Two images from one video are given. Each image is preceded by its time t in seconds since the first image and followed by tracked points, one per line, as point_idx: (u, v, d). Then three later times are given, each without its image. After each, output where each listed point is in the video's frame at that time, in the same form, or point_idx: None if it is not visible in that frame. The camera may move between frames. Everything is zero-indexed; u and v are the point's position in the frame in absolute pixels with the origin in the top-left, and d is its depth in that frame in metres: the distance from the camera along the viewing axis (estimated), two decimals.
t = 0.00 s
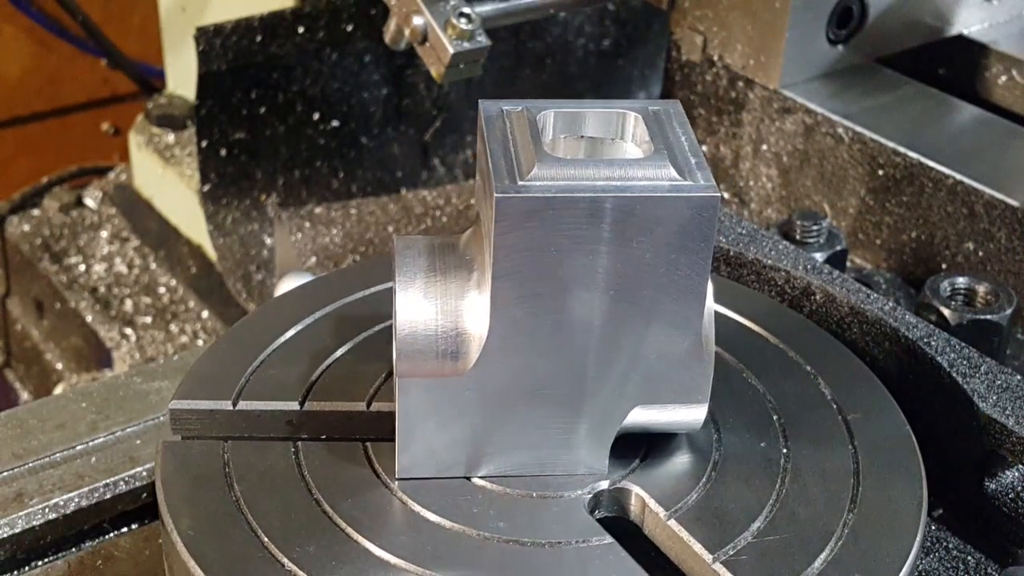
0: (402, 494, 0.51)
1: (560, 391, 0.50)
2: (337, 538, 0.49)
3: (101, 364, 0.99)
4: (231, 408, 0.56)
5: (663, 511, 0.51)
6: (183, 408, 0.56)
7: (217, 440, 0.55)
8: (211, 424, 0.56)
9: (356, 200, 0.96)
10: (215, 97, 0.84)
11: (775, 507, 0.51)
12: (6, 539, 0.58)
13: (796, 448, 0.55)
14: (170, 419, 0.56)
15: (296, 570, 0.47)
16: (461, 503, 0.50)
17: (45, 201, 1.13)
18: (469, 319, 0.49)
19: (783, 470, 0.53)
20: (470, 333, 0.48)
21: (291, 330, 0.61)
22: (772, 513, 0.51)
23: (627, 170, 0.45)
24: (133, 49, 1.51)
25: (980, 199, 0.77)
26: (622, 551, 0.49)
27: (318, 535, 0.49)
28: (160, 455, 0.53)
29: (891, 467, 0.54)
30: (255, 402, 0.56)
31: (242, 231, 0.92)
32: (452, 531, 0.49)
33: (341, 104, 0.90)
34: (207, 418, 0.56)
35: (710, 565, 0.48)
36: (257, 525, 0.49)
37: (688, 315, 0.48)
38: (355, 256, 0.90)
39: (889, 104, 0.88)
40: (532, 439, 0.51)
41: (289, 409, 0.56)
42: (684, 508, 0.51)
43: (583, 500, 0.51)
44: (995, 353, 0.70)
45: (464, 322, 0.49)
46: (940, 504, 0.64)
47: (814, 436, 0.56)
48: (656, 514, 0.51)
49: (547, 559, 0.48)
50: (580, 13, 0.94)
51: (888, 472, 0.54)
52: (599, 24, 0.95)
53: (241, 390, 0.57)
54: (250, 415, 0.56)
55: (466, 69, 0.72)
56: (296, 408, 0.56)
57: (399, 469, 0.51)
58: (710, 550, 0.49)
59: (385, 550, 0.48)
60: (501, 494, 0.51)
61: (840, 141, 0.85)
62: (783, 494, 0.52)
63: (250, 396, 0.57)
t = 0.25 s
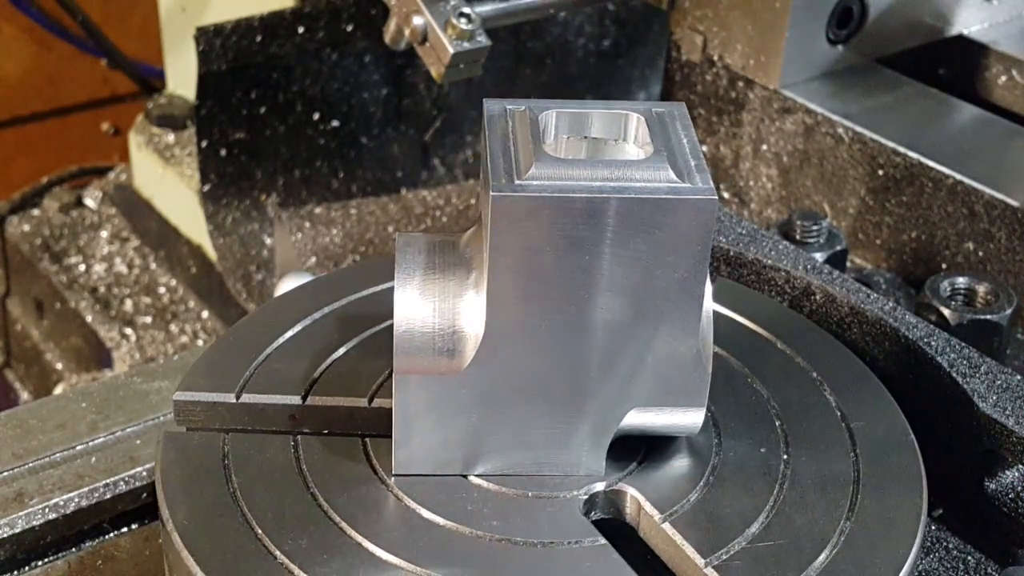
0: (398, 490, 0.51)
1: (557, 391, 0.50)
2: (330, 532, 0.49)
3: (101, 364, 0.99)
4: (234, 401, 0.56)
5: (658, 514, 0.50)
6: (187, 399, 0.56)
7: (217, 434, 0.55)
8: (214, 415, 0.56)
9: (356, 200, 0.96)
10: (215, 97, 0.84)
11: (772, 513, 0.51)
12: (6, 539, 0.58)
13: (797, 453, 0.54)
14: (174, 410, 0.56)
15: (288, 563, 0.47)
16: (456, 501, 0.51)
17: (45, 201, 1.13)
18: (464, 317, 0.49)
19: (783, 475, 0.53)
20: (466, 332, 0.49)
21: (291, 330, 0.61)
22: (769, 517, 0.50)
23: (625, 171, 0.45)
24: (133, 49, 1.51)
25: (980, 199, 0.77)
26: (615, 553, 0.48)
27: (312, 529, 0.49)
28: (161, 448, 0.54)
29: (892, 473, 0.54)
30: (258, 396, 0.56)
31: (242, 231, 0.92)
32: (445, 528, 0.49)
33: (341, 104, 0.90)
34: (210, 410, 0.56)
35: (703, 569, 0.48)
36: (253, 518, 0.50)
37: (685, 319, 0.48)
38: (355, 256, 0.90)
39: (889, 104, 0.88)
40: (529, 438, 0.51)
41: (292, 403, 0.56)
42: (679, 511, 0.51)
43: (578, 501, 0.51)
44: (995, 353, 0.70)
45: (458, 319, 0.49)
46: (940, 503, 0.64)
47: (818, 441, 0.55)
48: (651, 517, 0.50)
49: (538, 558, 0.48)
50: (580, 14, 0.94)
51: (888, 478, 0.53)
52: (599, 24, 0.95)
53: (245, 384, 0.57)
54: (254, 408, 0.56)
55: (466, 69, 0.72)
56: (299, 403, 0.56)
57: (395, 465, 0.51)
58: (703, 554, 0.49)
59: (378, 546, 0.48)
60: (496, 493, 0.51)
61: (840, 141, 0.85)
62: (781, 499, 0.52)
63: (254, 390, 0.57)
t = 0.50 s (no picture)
0: (395, 487, 0.51)
1: (554, 391, 0.50)
2: (324, 527, 0.49)
3: (101, 364, 0.99)
4: (237, 395, 0.56)
5: (654, 516, 0.50)
6: (190, 392, 0.56)
7: (217, 425, 0.55)
8: (217, 409, 0.56)
9: (356, 200, 0.96)
10: (215, 97, 0.84)
11: (769, 518, 0.50)
12: (6, 539, 0.58)
13: (797, 459, 0.54)
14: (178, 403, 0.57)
15: (281, 557, 0.48)
16: (451, 499, 0.51)
17: (45, 201, 1.13)
18: (462, 318, 0.49)
19: (783, 480, 0.53)
20: (463, 332, 0.49)
21: (291, 330, 0.61)
22: (767, 521, 0.50)
23: (623, 172, 0.45)
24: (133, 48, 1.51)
25: (980, 199, 0.77)
26: (608, 555, 0.48)
27: (306, 524, 0.49)
28: (161, 438, 0.54)
29: (892, 481, 0.53)
30: (260, 391, 0.57)
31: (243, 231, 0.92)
32: (438, 525, 0.49)
33: (341, 104, 0.90)
34: (213, 404, 0.56)
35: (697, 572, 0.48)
36: (248, 511, 0.50)
37: (682, 322, 0.48)
38: (355, 256, 0.90)
39: (889, 104, 0.88)
40: (525, 438, 0.51)
41: (293, 398, 0.56)
42: (675, 514, 0.50)
43: (574, 502, 0.51)
44: (995, 353, 0.70)
45: (456, 320, 0.49)
46: (940, 503, 0.64)
47: (819, 448, 0.55)
48: (647, 520, 0.50)
49: (530, 558, 0.48)
50: (580, 13, 0.94)
51: (887, 485, 0.53)
52: (599, 24, 0.95)
53: (248, 378, 0.58)
54: (256, 403, 0.56)
55: (466, 69, 0.72)
56: (300, 398, 0.56)
57: (392, 463, 0.52)
58: (696, 557, 0.48)
59: (372, 542, 0.48)
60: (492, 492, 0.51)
61: (840, 141, 0.85)
62: (778, 505, 0.51)
63: (257, 385, 0.57)
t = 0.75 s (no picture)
0: (391, 483, 0.51)
1: (550, 391, 0.50)
2: (319, 522, 0.49)
3: (100, 364, 0.99)
4: (241, 388, 0.57)
5: (648, 519, 0.50)
6: (195, 384, 0.57)
7: (218, 420, 0.56)
8: (219, 401, 0.56)
9: (356, 200, 0.96)
10: (215, 97, 0.84)
11: (764, 524, 0.50)
12: (6, 539, 0.58)
13: (797, 466, 0.53)
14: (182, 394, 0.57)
15: (274, 549, 0.48)
16: (447, 497, 0.51)
17: (45, 201, 1.13)
18: (459, 318, 0.49)
19: (782, 483, 0.52)
20: (459, 331, 0.49)
21: (295, 327, 0.61)
22: (763, 525, 0.50)
23: (621, 173, 0.45)
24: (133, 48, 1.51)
25: (980, 199, 0.77)
26: (600, 556, 0.48)
27: (301, 517, 0.49)
28: (163, 430, 0.55)
29: (891, 488, 0.53)
30: (264, 385, 0.57)
31: (243, 231, 0.91)
32: (432, 522, 0.49)
33: (341, 104, 0.90)
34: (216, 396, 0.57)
35: None
36: (244, 504, 0.50)
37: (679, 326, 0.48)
38: (354, 256, 0.90)
39: (889, 104, 0.88)
40: (522, 438, 0.51)
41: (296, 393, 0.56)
42: (670, 517, 0.50)
43: (568, 503, 0.51)
44: (995, 353, 0.70)
45: (453, 320, 0.49)
46: (940, 504, 0.64)
47: (818, 454, 0.54)
48: (641, 522, 0.50)
49: (522, 558, 0.48)
50: (580, 13, 0.93)
51: (886, 492, 0.52)
52: (599, 24, 0.95)
53: (252, 372, 0.58)
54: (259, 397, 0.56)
55: (465, 69, 0.72)
56: (302, 393, 0.56)
57: (390, 460, 0.52)
58: (688, 561, 0.48)
59: (365, 539, 0.48)
60: (488, 491, 0.51)
61: (840, 141, 0.85)
62: (774, 511, 0.51)
63: (260, 379, 0.57)
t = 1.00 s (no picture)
0: (388, 480, 0.51)
1: (547, 391, 0.50)
2: (316, 516, 0.49)
3: (101, 364, 0.99)
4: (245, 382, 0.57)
5: (644, 521, 0.50)
6: (200, 378, 0.57)
7: (220, 413, 0.56)
8: (224, 395, 0.57)
9: (356, 201, 0.96)
10: (215, 97, 0.84)
11: (760, 527, 0.50)
12: (7, 539, 0.58)
13: (797, 470, 0.53)
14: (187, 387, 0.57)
15: (269, 543, 0.48)
16: (443, 495, 0.51)
17: (46, 201, 1.13)
18: (456, 318, 0.49)
19: (780, 485, 0.52)
20: (456, 331, 0.49)
21: (299, 325, 0.61)
22: (759, 528, 0.50)
23: (619, 175, 0.45)
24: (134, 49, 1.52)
25: (980, 199, 0.77)
26: (593, 556, 0.48)
27: (297, 512, 0.50)
28: (165, 424, 0.55)
29: (888, 493, 0.52)
30: (268, 379, 0.57)
31: (243, 231, 0.92)
32: (428, 519, 0.49)
33: (341, 104, 0.90)
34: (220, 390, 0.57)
35: None
36: (241, 497, 0.50)
37: (676, 330, 0.48)
38: (355, 256, 0.90)
39: (889, 104, 0.88)
40: (519, 438, 0.51)
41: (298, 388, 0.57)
42: (666, 520, 0.50)
43: (564, 503, 0.51)
44: (995, 354, 0.70)
45: (450, 320, 0.49)
46: (940, 503, 0.64)
47: (818, 459, 0.54)
48: (637, 524, 0.50)
49: (516, 556, 0.48)
50: (580, 14, 0.93)
51: (884, 497, 0.52)
52: (599, 24, 0.95)
53: (257, 367, 0.58)
54: (263, 391, 0.57)
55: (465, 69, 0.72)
56: (305, 388, 0.57)
57: (388, 457, 0.52)
58: (682, 564, 0.48)
59: (360, 534, 0.48)
60: (485, 489, 0.51)
61: (840, 141, 0.86)
62: (771, 514, 0.51)
63: (265, 374, 0.58)
